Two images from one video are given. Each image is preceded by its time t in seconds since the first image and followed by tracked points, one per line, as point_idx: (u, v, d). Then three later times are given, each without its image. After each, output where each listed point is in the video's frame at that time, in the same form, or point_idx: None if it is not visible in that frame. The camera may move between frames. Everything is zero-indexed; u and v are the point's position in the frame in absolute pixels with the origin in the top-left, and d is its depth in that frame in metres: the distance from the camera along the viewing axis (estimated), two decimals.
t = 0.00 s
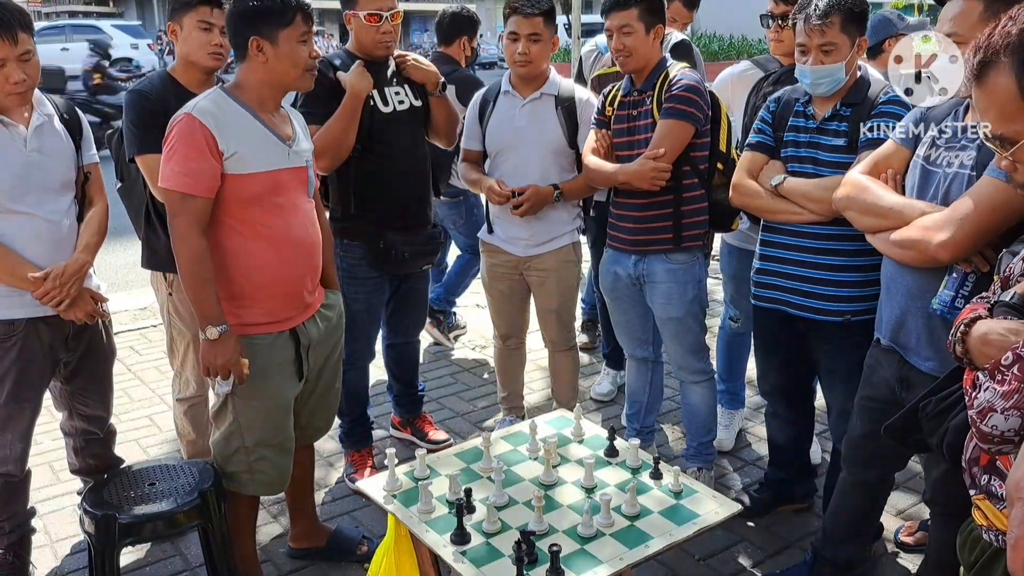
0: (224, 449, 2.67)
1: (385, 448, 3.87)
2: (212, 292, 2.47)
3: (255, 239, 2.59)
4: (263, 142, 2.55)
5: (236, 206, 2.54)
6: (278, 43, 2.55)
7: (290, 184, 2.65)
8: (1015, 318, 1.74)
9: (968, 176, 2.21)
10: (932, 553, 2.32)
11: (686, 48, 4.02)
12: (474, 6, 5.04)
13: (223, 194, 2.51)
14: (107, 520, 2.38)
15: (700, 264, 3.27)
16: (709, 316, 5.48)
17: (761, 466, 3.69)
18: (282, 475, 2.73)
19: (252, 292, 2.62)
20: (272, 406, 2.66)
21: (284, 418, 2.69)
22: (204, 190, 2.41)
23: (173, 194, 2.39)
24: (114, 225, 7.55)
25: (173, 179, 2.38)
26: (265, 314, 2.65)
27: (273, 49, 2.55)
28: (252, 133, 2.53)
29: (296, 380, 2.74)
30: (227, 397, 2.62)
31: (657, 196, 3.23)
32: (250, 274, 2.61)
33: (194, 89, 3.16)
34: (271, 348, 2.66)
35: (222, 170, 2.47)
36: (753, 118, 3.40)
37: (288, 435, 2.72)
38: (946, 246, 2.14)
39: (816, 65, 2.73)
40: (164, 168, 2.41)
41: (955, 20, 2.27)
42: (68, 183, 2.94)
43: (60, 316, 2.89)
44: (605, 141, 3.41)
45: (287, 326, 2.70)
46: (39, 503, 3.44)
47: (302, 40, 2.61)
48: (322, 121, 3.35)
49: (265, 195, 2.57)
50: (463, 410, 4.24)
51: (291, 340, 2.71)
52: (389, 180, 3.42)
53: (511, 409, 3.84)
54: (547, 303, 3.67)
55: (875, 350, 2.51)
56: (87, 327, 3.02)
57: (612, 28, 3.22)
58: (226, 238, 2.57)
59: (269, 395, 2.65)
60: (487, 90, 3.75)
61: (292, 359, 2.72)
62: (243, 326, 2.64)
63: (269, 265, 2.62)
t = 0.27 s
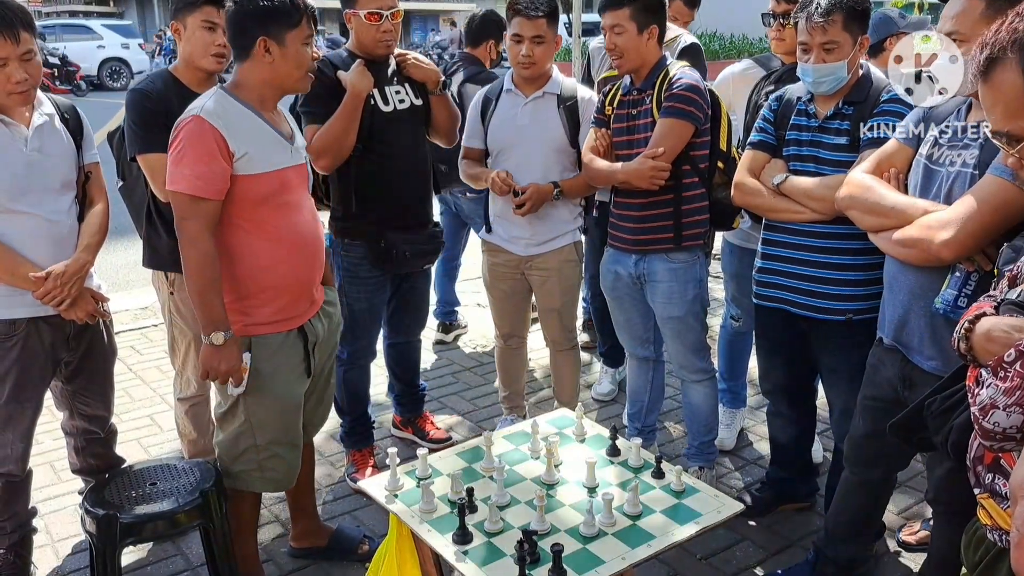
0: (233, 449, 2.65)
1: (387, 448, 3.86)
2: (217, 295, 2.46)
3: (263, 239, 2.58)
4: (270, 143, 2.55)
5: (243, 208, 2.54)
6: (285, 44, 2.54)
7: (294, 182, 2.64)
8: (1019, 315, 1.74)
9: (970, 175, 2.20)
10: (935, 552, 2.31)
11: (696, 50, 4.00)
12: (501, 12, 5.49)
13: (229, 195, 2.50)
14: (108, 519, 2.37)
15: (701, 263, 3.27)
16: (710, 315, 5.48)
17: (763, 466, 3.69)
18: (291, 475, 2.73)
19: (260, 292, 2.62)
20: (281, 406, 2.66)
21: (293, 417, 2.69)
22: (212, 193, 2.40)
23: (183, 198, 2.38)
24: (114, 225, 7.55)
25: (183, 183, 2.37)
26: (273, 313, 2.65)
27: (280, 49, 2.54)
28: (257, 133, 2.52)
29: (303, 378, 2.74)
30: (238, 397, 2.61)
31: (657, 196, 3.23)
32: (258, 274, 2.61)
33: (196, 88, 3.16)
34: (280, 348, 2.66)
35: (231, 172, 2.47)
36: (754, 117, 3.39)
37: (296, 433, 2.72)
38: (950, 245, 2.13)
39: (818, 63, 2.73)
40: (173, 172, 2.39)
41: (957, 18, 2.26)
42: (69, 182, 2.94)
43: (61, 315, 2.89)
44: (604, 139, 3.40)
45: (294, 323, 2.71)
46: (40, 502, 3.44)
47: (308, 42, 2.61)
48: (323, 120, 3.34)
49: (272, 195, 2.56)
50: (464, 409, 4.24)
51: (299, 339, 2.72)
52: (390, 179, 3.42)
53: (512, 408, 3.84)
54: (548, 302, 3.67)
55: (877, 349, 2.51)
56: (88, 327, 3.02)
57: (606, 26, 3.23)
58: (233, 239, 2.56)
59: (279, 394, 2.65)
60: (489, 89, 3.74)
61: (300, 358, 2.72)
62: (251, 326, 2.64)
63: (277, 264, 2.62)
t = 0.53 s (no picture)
0: (237, 449, 2.65)
1: (388, 447, 3.87)
2: (237, 300, 2.47)
3: (270, 240, 2.59)
4: (274, 143, 2.56)
5: (251, 210, 2.54)
6: (277, 44, 2.53)
7: (299, 182, 2.65)
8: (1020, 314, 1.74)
9: (973, 175, 2.21)
10: (937, 551, 2.32)
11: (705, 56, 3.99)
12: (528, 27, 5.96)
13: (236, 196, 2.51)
14: (111, 520, 2.38)
15: (701, 263, 3.27)
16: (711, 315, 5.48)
17: (764, 465, 3.69)
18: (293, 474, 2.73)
19: (268, 293, 2.63)
20: (286, 406, 2.66)
21: (298, 417, 2.69)
22: (219, 195, 2.40)
23: (192, 203, 2.39)
24: (115, 225, 7.56)
25: (192, 188, 2.38)
26: (278, 313, 2.65)
27: (272, 49, 2.53)
28: (261, 133, 2.52)
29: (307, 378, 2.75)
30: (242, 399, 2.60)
31: (657, 196, 3.23)
32: (266, 274, 2.61)
33: (200, 88, 3.16)
34: (286, 348, 2.66)
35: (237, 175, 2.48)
36: (755, 117, 3.39)
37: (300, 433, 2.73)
38: (952, 245, 2.13)
39: (819, 63, 2.73)
40: (181, 178, 2.40)
41: (959, 18, 2.27)
42: (71, 183, 2.94)
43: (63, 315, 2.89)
44: (604, 140, 3.39)
45: (299, 323, 2.71)
46: (42, 502, 3.45)
47: (303, 44, 2.59)
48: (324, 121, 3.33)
49: (278, 195, 2.57)
50: (465, 409, 4.24)
51: (303, 339, 2.72)
52: (391, 179, 3.42)
53: (514, 408, 3.85)
54: (550, 302, 3.67)
55: (879, 348, 2.51)
56: (90, 327, 3.02)
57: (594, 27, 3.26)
58: (240, 240, 2.56)
59: (285, 393, 2.65)
60: (491, 89, 3.74)
61: (304, 358, 2.72)
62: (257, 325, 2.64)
63: (283, 264, 2.63)
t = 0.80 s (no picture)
0: (238, 446, 2.66)
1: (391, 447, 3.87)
2: (249, 296, 2.49)
3: (272, 238, 2.59)
4: (278, 143, 2.56)
5: (256, 209, 2.55)
6: (272, 46, 2.52)
7: (304, 181, 2.65)
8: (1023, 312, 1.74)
9: (976, 172, 2.20)
10: (940, 550, 2.32)
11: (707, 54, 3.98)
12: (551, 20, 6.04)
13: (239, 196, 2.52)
14: (114, 519, 2.38)
15: (702, 262, 3.27)
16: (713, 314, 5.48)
17: (766, 464, 3.70)
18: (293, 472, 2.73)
19: (275, 291, 2.64)
20: (287, 405, 2.66)
21: (299, 416, 2.69)
22: (223, 194, 2.41)
23: (195, 203, 2.40)
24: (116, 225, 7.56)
25: (194, 188, 2.39)
26: (280, 311, 2.66)
27: (269, 52, 2.53)
28: (266, 133, 2.53)
29: (311, 377, 2.75)
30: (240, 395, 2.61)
31: (656, 196, 3.23)
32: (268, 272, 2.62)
33: (203, 88, 3.16)
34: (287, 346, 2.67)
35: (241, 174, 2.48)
36: (758, 116, 3.39)
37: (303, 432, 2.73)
38: (954, 242, 2.14)
39: (821, 63, 2.73)
40: (184, 178, 2.41)
41: (961, 17, 2.27)
42: (73, 183, 2.94)
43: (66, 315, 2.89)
44: (604, 141, 3.41)
45: (301, 321, 2.71)
46: (45, 502, 3.45)
47: (298, 48, 2.55)
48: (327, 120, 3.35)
49: (283, 194, 2.58)
50: (468, 408, 4.24)
51: (305, 338, 2.72)
52: (393, 178, 3.42)
53: (516, 407, 3.85)
54: (552, 301, 3.67)
55: (882, 347, 2.52)
56: (93, 327, 3.02)
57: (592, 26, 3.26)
58: (244, 238, 2.57)
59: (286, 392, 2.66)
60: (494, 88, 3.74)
61: (306, 356, 2.73)
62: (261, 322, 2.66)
63: (286, 262, 2.63)
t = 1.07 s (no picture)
0: (252, 438, 2.66)
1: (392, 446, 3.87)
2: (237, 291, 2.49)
3: (284, 234, 2.60)
4: (294, 142, 2.57)
5: (268, 205, 2.57)
6: (290, 47, 2.54)
7: (321, 180, 2.65)
8: None
9: (977, 172, 2.20)
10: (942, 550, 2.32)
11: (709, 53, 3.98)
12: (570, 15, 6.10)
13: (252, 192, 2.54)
14: (115, 519, 2.38)
15: (703, 261, 3.27)
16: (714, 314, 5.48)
17: (768, 464, 3.70)
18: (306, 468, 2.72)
19: (284, 288, 2.64)
20: (297, 399, 2.66)
21: (312, 411, 2.69)
22: (229, 190, 2.44)
23: (203, 197, 2.44)
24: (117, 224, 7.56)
25: (203, 182, 2.43)
26: (292, 307, 2.66)
27: (287, 53, 2.54)
28: (283, 132, 2.54)
29: (326, 374, 2.74)
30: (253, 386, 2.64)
31: (656, 196, 3.23)
32: (281, 268, 2.63)
33: (204, 87, 3.17)
34: (298, 340, 2.67)
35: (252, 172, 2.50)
36: (761, 114, 3.38)
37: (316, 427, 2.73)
38: (956, 242, 2.14)
39: (823, 62, 2.73)
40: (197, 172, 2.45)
41: (963, 16, 2.27)
42: (75, 182, 2.94)
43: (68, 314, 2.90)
44: (604, 140, 3.40)
45: (315, 317, 2.70)
46: (47, 501, 3.45)
47: (315, 49, 2.55)
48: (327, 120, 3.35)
49: (296, 192, 2.58)
50: (469, 407, 4.24)
51: (320, 335, 2.72)
52: (395, 178, 3.42)
53: (517, 406, 3.85)
54: (554, 301, 3.67)
55: (884, 346, 2.52)
56: (95, 326, 3.02)
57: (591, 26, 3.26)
58: (257, 234, 2.59)
59: (299, 388, 2.66)
60: (496, 87, 3.74)
61: (320, 353, 2.72)
62: (271, 318, 2.66)
63: (298, 259, 2.63)
